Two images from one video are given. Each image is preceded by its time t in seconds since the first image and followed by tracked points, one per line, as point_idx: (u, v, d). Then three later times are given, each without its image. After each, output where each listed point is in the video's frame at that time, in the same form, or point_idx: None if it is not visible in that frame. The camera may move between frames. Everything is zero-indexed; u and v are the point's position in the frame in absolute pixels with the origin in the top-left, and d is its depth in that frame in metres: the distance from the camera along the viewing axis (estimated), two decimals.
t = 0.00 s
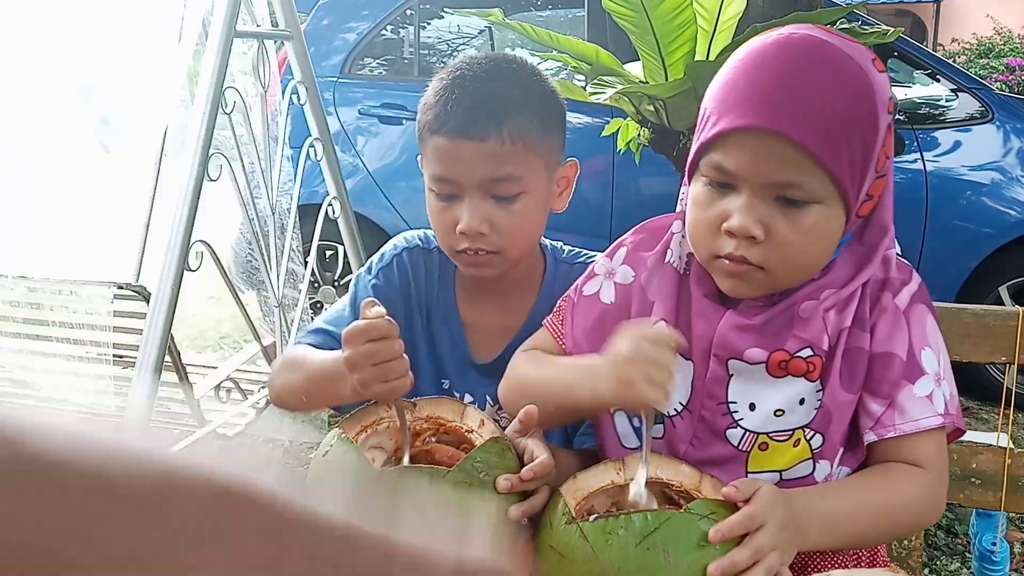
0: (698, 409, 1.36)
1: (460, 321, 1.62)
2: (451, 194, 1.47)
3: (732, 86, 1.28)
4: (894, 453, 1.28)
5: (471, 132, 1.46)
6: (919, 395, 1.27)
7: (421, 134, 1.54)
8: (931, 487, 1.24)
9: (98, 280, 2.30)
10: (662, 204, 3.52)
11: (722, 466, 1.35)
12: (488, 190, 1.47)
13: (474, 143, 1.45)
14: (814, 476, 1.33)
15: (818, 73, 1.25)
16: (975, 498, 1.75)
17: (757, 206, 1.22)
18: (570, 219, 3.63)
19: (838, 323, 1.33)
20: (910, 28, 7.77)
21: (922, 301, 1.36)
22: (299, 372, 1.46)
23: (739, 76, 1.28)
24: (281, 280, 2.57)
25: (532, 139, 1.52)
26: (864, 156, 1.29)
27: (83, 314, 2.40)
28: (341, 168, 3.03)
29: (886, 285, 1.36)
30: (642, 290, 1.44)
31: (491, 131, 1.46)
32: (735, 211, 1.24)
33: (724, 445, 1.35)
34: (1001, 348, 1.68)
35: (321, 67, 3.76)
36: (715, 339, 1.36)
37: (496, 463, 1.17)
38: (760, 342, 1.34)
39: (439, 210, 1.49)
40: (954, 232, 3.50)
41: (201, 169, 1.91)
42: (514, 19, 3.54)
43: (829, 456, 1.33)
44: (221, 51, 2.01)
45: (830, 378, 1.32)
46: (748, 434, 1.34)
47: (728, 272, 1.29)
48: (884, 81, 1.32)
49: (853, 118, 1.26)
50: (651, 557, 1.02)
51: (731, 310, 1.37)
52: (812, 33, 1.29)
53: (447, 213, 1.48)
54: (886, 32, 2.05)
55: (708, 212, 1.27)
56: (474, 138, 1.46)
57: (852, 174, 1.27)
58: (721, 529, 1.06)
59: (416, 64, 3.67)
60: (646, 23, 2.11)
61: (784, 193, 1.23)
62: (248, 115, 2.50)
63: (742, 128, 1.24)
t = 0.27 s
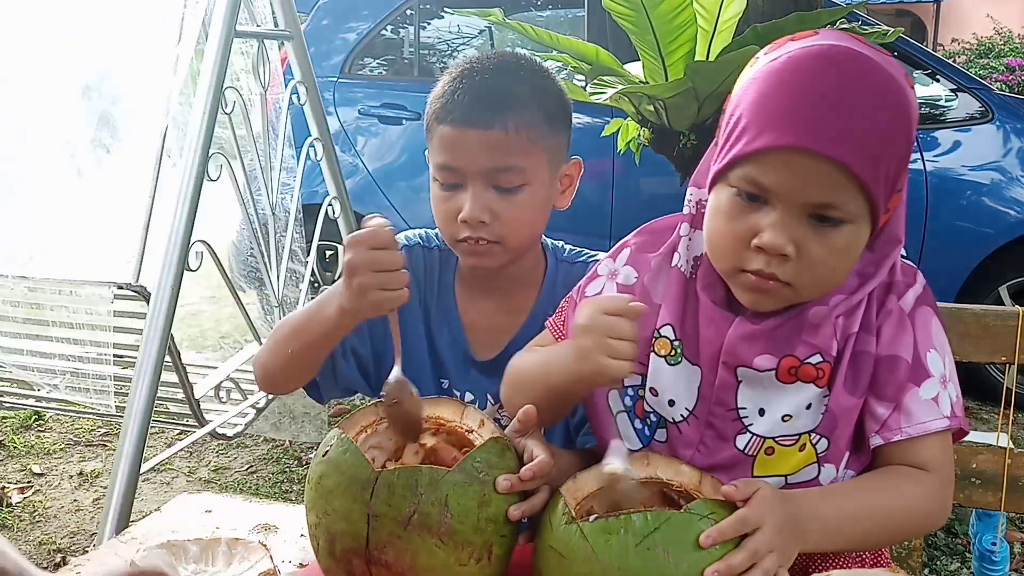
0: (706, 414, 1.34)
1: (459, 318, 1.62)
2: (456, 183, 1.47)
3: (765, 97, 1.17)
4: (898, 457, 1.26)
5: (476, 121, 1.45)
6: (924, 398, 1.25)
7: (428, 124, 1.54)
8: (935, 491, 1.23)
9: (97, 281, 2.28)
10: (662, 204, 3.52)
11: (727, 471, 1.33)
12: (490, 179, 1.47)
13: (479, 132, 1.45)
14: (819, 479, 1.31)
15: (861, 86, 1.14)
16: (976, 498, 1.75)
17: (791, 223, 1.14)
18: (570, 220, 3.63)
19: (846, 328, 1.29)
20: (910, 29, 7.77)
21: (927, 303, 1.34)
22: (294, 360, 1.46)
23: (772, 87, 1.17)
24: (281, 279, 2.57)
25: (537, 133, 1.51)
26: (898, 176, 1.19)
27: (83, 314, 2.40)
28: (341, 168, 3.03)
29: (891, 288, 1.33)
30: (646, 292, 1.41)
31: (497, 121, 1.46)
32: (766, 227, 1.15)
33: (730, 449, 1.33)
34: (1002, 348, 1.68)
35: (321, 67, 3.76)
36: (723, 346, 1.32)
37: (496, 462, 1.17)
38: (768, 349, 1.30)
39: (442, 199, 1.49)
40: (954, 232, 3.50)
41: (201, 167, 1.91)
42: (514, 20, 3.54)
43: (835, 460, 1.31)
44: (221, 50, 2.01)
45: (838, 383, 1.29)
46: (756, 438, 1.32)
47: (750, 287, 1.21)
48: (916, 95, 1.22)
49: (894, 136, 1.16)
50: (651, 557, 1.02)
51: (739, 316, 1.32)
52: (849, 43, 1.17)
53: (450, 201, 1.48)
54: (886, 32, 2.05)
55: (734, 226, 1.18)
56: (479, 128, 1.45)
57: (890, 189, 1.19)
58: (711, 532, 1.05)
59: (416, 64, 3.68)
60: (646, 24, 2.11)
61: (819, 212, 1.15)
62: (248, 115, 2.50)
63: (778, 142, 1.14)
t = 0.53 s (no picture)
0: (714, 416, 1.34)
1: (460, 317, 1.61)
2: (456, 180, 1.47)
3: (786, 97, 1.18)
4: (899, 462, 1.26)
5: (478, 118, 1.46)
6: (931, 404, 1.25)
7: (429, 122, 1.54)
8: (935, 497, 1.22)
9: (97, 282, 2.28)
10: (662, 204, 3.52)
11: (734, 474, 1.34)
12: (493, 176, 1.47)
13: (480, 129, 1.45)
14: (826, 483, 1.31)
15: (883, 86, 1.15)
16: (975, 497, 1.75)
17: (810, 224, 1.13)
18: (569, 220, 3.64)
19: (856, 332, 1.30)
20: (909, 29, 7.77)
21: (936, 309, 1.34)
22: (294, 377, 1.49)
23: (792, 87, 1.18)
24: (281, 280, 2.58)
25: (538, 130, 1.51)
26: (915, 180, 1.20)
27: (83, 313, 2.40)
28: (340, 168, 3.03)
29: (901, 293, 1.33)
30: (655, 294, 1.41)
31: (498, 118, 1.47)
32: (784, 227, 1.14)
33: (737, 453, 1.33)
34: (1001, 348, 1.68)
35: (321, 67, 3.75)
36: (732, 350, 1.32)
37: (496, 462, 1.17)
38: (778, 354, 1.30)
39: (443, 197, 1.48)
40: (953, 232, 3.50)
41: (201, 167, 1.91)
42: (514, 19, 3.54)
43: (842, 464, 1.31)
44: (220, 50, 2.01)
45: (847, 387, 1.29)
46: (763, 442, 1.32)
47: (765, 288, 1.20)
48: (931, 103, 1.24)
49: (913, 139, 1.17)
50: (651, 557, 1.02)
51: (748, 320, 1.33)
52: (869, 46, 1.18)
53: (451, 199, 1.47)
54: (885, 32, 2.05)
55: (751, 226, 1.18)
56: (480, 124, 1.46)
57: (905, 194, 1.19)
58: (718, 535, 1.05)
59: (415, 64, 3.67)
60: (646, 23, 2.11)
61: (837, 214, 1.14)
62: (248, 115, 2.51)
63: (800, 141, 1.14)
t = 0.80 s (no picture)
0: (717, 418, 1.35)
1: (465, 317, 1.60)
2: (462, 182, 1.47)
3: (785, 75, 1.19)
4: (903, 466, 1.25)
5: (483, 120, 1.46)
6: (937, 407, 1.24)
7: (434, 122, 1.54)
8: (939, 500, 1.22)
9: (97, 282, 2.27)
10: (662, 205, 3.52)
11: (735, 477, 1.34)
12: (499, 178, 1.47)
13: (485, 131, 1.45)
14: (830, 487, 1.30)
15: (881, 63, 1.17)
16: (976, 498, 1.74)
17: (807, 201, 1.14)
18: (570, 221, 3.64)
19: (860, 334, 1.29)
20: (910, 29, 7.77)
21: (943, 311, 1.32)
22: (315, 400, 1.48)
23: (790, 66, 1.20)
24: (281, 280, 2.58)
25: (544, 133, 1.51)
26: (916, 160, 1.21)
27: (83, 314, 2.40)
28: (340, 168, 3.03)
29: (907, 295, 1.32)
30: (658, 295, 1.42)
31: (504, 121, 1.47)
32: (782, 205, 1.15)
33: (740, 455, 1.33)
34: (1002, 348, 1.68)
35: (321, 67, 3.75)
36: (735, 350, 1.32)
37: (496, 463, 1.17)
38: (780, 355, 1.30)
39: (449, 198, 1.48)
40: (954, 232, 3.50)
41: (201, 168, 1.91)
42: (514, 20, 3.54)
43: (847, 468, 1.30)
44: (221, 51, 2.01)
45: (851, 389, 1.28)
46: (766, 443, 1.32)
47: (767, 273, 1.20)
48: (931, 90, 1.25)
49: (911, 117, 1.18)
50: (651, 557, 1.02)
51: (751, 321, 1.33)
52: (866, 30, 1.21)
53: (456, 201, 1.48)
54: (885, 33, 2.05)
55: (751, 207, 1.19)
56: (486, 127, 1.46)
57: (904, 172, 1.19)
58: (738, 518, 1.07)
59: (416, 65, 3.68)
60: (646, 24, 2.11)
61: (836, 190, 1.15)
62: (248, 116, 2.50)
63: (799, 114, 1.15)
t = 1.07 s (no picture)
0: (723, 416, 1.35)
1: (477, 311, 1.61)
2: (472, 183, 1.48)
3: (779, 58, 1.23)
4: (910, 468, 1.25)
5: (492, 121, 1.46)
6: (946, 410, 1.23)
7: (442, 123, 1.54)
8: (945, 503, 1.22)
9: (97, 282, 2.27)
10: (662, 205, 3.52)
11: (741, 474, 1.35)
12: (508, 177, 1.47)
13: (495, 131, 1.45)
14: (837, 488, 1.31)
15: (872, 42, 1.20)
16: (976, 498, 1.75)
17: (807, 173, 1.15)
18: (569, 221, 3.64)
19: (869, 335, 1.29)
20: (910, 29, 7.76)
21: (956, 313, 1.31)
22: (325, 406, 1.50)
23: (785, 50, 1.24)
24: (281, 280, 2.58)
25: (552, 130, 1.51)
26: (913, 137, 1.22)
27: (83, 314, 2.40)
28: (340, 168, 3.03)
29: (917, 296, 1.31)
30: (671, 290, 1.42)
31: (513, 122, 1.46)
32: (781, 178, 1.16)
33: (747, 454, 1.34)
34: (1003, 348, 1.68)
35: (321, 67, 3.75)
36: (742, 348, 1.33)
37: (496, 463, 1.17)
38: (787, 355, 1.31)
39: (459, 199, 1.49)
40: (953, 232, 3.50)
41: (201, 168, 1.91)
42: (514, 20, 3.54)
43: (854, 470, 1.30)
44: (221, 51, 2.01)
45: (858, 390, 1.28)
46: (773, 443, 1.32)
47: (772, 254, 1.21)
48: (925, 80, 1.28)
49: (906, 93, 1.21)
50: (651, 558, 1.02)
51: (761, 320, 1.34)
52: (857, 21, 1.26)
53: (468, 201, 1.48)
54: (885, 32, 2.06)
55: (753, 184, 1.20)
56: (496, 127, 1.46)
57: (903, 149, 1.21)
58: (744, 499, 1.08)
59: (416, 65, 3.67)
60: (646, 24, 2.11)
61: (834, 162, 1.16)
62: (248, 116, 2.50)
63: (794, 86, 1.18)
